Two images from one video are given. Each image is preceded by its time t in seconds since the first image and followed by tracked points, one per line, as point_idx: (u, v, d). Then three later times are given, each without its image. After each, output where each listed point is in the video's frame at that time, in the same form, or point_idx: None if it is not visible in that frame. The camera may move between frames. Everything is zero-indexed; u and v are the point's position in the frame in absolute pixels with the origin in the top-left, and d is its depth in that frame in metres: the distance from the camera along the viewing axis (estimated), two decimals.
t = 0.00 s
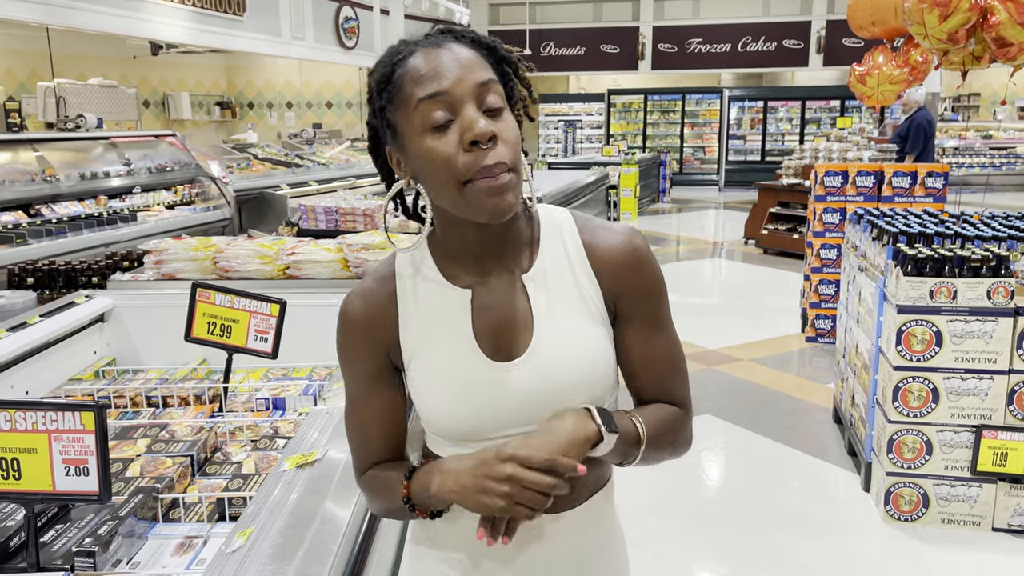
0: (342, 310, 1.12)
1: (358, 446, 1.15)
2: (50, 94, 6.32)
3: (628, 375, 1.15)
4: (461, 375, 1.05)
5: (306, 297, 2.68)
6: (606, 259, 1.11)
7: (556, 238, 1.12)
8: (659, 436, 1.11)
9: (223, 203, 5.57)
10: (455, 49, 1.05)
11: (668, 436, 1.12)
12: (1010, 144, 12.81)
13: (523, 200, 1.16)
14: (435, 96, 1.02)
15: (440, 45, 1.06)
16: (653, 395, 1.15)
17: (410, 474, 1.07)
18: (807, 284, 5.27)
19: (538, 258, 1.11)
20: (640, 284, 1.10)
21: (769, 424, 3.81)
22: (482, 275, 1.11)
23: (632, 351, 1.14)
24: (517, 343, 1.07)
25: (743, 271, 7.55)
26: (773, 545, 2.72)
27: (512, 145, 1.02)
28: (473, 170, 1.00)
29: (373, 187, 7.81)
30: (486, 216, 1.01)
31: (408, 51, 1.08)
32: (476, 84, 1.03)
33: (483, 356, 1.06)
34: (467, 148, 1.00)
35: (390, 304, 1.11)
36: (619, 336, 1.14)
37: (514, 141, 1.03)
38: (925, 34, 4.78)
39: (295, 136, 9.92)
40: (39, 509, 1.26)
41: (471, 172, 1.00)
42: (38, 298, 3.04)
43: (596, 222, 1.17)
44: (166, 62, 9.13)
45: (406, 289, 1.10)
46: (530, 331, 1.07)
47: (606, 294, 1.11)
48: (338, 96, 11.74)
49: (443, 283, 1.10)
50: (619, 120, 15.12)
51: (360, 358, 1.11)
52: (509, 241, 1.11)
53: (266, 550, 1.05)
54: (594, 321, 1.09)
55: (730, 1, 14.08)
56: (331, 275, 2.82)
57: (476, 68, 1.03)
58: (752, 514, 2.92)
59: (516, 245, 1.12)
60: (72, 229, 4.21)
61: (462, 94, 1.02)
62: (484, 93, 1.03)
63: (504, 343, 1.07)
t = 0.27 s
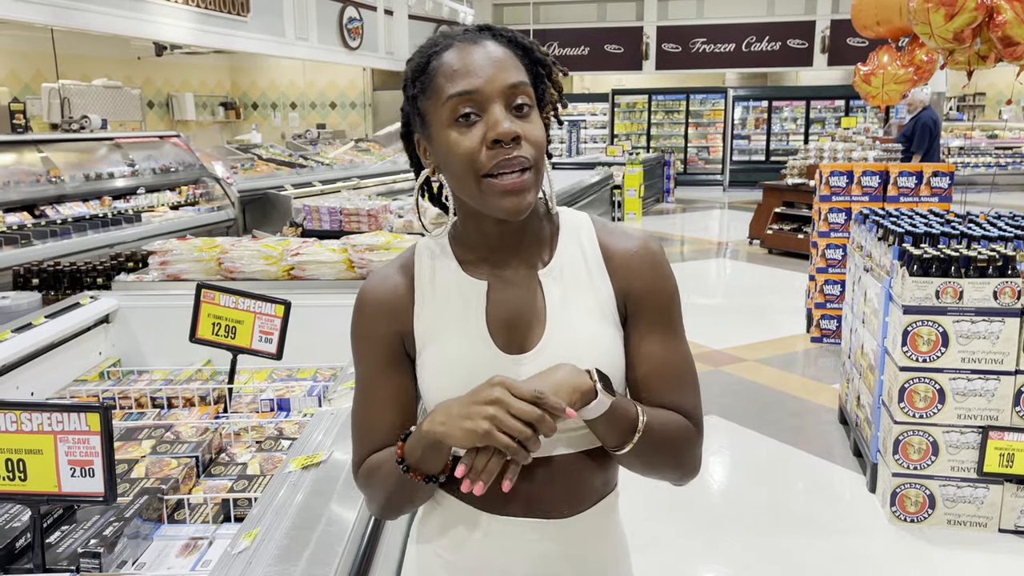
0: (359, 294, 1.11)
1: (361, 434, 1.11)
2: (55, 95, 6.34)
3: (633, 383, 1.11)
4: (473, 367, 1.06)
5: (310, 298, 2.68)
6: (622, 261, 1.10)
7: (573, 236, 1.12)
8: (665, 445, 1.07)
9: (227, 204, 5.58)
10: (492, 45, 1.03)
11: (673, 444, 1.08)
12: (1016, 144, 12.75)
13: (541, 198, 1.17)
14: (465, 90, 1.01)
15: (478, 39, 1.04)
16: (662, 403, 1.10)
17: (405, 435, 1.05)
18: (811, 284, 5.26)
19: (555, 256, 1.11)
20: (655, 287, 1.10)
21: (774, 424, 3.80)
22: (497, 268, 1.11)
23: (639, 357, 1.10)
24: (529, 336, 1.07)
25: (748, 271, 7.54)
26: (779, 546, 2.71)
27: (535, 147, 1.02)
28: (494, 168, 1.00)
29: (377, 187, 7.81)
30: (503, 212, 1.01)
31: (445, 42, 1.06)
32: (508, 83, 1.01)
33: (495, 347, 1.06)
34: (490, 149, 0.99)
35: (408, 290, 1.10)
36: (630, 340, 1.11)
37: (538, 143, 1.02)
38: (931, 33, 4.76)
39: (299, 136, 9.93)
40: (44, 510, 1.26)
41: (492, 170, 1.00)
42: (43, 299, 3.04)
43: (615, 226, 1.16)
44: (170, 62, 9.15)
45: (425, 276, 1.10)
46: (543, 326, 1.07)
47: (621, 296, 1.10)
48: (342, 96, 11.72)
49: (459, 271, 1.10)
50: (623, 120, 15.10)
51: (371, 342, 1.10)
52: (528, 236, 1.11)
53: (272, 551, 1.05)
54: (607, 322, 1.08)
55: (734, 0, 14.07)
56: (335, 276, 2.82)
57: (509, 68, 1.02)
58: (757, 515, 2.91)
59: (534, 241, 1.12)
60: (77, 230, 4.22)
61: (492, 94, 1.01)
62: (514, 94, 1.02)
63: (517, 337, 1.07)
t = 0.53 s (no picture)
0: (363, 286, 1.12)
1: (361, 437, 1.13)
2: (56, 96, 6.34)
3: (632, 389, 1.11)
4: (468, 361, 1.05)
5: (311, 298, 2.68)
6: (621, 266, 1.09)
7: (574, 240, 1.12)
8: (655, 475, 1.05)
9: (228, 205, 5.58)
10: (518, 58, 1.01)
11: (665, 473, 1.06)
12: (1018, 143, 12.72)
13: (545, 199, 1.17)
14: (483, 103, 1.00)
15: (507, 47, 1.02)
16: (662, 414, 1.09)
17: (409, 508, 1.04)
18: (812, 284, 5.25)
19: (555, 256, 1.11)
20: (655, 292, 1.08)
21: (775, 424, 3.79)
22: (497, 266, 1.11)
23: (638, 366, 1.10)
24: (523, 331, 1.06)
25: (749, 270, 7.53)
26: (779, 546, 2.71)
27: (542, 170, 1.02)
28: (498, 187, 1.01)
29: (378, 187, 7.81)
30: (500, 227, 1.02)
31: (473, 42, 1.04)
32: (526, 103, 1.00)
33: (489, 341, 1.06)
34: (498, 168, 0.99)
35: (408, 283, 1.11)
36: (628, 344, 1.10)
37: (546, 166, 1.02)
38: (932, 32, 4.76)
39: (300, 136, 9.93)
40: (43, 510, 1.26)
41: (496, 189, 1.00)
42: (44, 299, 3.04)
43: (620, 232, 1.15)
44: (171, 63, 9.15)
45: (427, 267, 1.12)
46: (537, 323, 1.07)
47: (619, 299, 1.09)
48: (344, 96, 11.66)
49: (458, 267, 1.11)
50: (624, 120, 15.11)
51: (370, 331, 1.10)
52: (529, 238, 1.11)
53: (270, 552, 1.05)
54: (603, 321, 1.07)
55: None
56: (335, 276, 2.82)
57: (530, 87, 1.00)
58: (758, 515, 2.92)
59: (535, 242, 1.12)
60: (78, 230, 4.22)
61: (508, 112, 1.00)
62: (531, 114, 1.01)
63: (512, 331, 1.07)
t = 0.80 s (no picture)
0: (361, 285, 1.14)
1: (360, 435, 1.15)
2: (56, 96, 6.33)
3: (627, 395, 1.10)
4: (459, 360, 1.05)
5: (310, 298, 2.68)
6: (612, 268, 1.08)
7: (569, 241, 1.11)
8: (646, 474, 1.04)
9: (228, 205, 5.57)
10: (521, 65, 1.00)
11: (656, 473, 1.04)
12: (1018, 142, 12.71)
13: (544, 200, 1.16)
14: (481, 108, 1.00)
15: (510, 52, 1.01)
16: (655, 418, 1.08)
17: (398, 494, 1.06)
18: (812, 284, 5.25)
19: (549, 257, 1.10)
20: (649, 295, 1.06)
21: (775, 424, 3.79)
22: (490, 265, 1.11)
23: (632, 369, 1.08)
24: (512, 332, 1.06)
25: (749, 270, 7.54)
26: (779, 546, 2.71)
27: (538, 177, 1.02)
28: (491, 193, 1.01)
29: (378, 187, 7.81)
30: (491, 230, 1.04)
31: (479, 44, 1.03)
32: (526, 111, 1.00)
33: (479, 342, 1.06)
34: (491, 173, 1.00)
35: (404, 282, 1.12)
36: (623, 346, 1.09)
37: (541, 174, 1.02)
38: (931, 31, 4.75)
39: (300, 136, 9.93)
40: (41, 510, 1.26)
41: (488, 194, 1.01)
42: (43, 300, 3.04)
43: (618, 235, 1.14)
44: (171, 63, 9.15)
45: (422, 265, 1.12)
46: (527, 322, 1.06)
47: (610, 301, 1.07)
48: (344, 96, 11.68)
49: (451, 267, 1.12)
50: (624, 120, 15.13)
51: (368, 331, 1.12)
52: (524, 238, 1.11)
53: (267, 552, 1.05)
54: (592, 323, 1.06)
55: None
56: (334, 276, 2.82)
57: (530, 94, 1.00)
58: (758, 514, 2.92)
59: (530, 242, 1.11)
60: (77, 230, 4.22)
61: (505, 119, 1.00)
62: (529, 122, 1.00)
63: (501, 331, 1.06)
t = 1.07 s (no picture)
0: (361, 275, 1.14)
1: (352, 424, 1.15)
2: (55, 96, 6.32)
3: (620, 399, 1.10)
4: (458, 357, 1.04)
5: (310, 298, 2.69)
6: (615, 272, 1.08)
7: (573, 244, 1.12)
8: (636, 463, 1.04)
9: (227, 205, 5.57)
10: (532, 59, 1.00)
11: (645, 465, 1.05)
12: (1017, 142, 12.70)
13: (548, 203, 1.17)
14: (488, 99, 1.00)
15: (523, 46, 1.01)
16: (646, 422, 1.08)
17: (386, 472, 1.05)
18: (812, 283, 5.25)
19: (553, 259, 1.10)
20: (649, 302, 1.07)
21: (775, 423, 3.79)
22: (491, 262, 1.11)
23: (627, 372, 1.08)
24: (511, 331, 1.06)
25: (748, 269, 7.54)
26: (779, 545, 2.71)
27: (541, 170, 1.02)
28: (493, 183, 1.01)
29: (377, 187, 7.81)
30: (490, 220, 1.03)
31: (493, 35, 1.03)
32: (532, 104, 1.00)
33: (479, 338, 1.05)
34: (493, 162, 1.00)
35: (405, 274, 1.12)
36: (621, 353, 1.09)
37: (545, 169, 1.02)
38: (931, 30, 4.75)
39: (299, 136, 9.93)
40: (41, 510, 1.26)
41: (489, 184, 1.01)
42: (43, 300, 3.04)
43: (619, 240, 1.14)
44: (170, 63, 9.15)
45: (424, 257, 1.12)
46: (528, 322, 1.06)
47: (611, 306, 1.08)
48: (343, 96, 11.75)
49: (452, 261, 1.12)
50: (623, 120, 15.16)
51: (366, 320, 1.12)
52: (528, 236, 1.11)
53: (267, 551, 1.05)
54: (592, 325, 1.06)
55: None
56: (334, 276, 2.81)
57: (539, 89, 1.00)
58: (757, 514, 2.92)
59: (534, 241, 1.11)
60: (77, 230, 4.22)
61: (511, 110, 1.00)
62: (536, 116, 1.00)
63: (500, 330, 1.06)
